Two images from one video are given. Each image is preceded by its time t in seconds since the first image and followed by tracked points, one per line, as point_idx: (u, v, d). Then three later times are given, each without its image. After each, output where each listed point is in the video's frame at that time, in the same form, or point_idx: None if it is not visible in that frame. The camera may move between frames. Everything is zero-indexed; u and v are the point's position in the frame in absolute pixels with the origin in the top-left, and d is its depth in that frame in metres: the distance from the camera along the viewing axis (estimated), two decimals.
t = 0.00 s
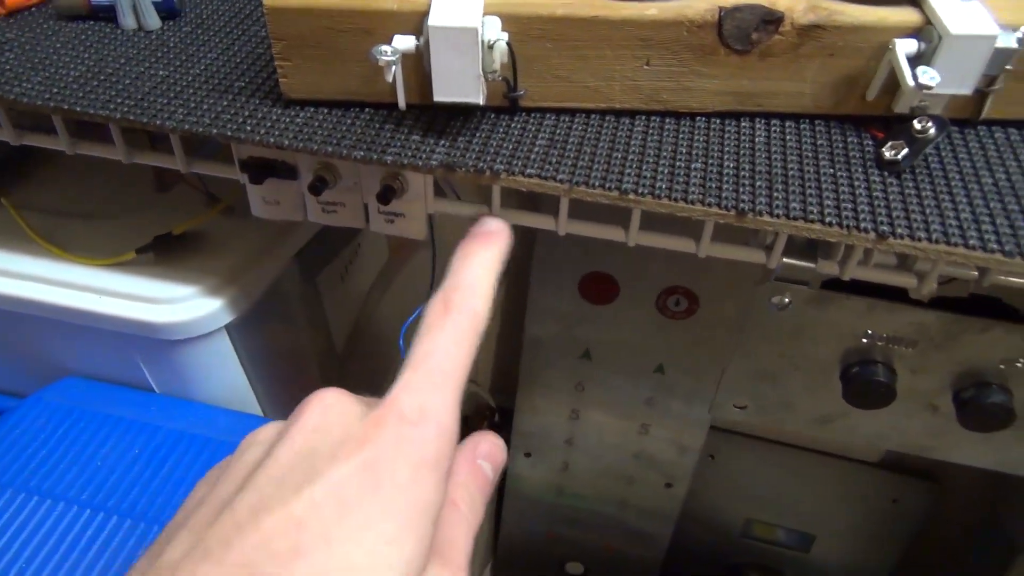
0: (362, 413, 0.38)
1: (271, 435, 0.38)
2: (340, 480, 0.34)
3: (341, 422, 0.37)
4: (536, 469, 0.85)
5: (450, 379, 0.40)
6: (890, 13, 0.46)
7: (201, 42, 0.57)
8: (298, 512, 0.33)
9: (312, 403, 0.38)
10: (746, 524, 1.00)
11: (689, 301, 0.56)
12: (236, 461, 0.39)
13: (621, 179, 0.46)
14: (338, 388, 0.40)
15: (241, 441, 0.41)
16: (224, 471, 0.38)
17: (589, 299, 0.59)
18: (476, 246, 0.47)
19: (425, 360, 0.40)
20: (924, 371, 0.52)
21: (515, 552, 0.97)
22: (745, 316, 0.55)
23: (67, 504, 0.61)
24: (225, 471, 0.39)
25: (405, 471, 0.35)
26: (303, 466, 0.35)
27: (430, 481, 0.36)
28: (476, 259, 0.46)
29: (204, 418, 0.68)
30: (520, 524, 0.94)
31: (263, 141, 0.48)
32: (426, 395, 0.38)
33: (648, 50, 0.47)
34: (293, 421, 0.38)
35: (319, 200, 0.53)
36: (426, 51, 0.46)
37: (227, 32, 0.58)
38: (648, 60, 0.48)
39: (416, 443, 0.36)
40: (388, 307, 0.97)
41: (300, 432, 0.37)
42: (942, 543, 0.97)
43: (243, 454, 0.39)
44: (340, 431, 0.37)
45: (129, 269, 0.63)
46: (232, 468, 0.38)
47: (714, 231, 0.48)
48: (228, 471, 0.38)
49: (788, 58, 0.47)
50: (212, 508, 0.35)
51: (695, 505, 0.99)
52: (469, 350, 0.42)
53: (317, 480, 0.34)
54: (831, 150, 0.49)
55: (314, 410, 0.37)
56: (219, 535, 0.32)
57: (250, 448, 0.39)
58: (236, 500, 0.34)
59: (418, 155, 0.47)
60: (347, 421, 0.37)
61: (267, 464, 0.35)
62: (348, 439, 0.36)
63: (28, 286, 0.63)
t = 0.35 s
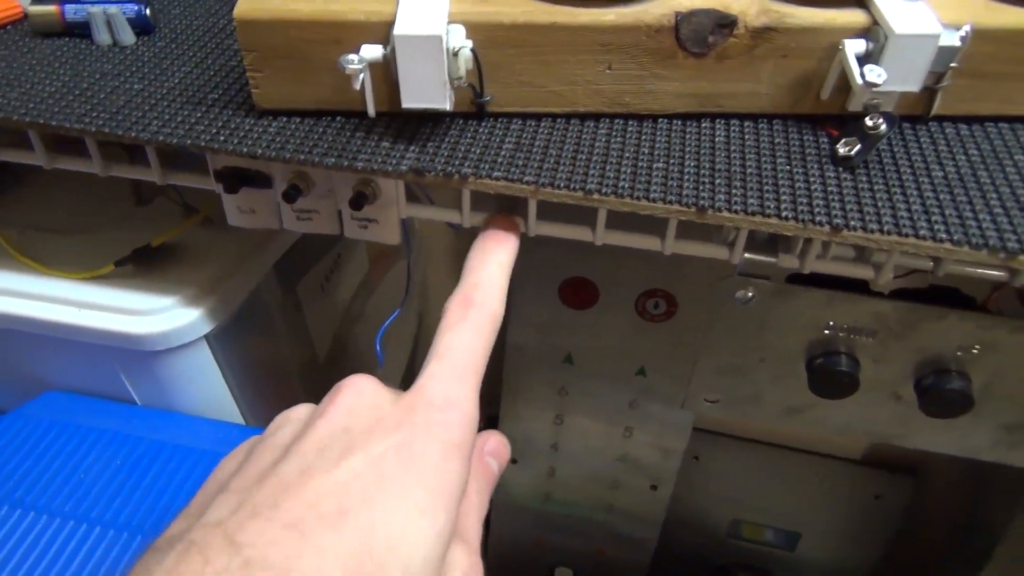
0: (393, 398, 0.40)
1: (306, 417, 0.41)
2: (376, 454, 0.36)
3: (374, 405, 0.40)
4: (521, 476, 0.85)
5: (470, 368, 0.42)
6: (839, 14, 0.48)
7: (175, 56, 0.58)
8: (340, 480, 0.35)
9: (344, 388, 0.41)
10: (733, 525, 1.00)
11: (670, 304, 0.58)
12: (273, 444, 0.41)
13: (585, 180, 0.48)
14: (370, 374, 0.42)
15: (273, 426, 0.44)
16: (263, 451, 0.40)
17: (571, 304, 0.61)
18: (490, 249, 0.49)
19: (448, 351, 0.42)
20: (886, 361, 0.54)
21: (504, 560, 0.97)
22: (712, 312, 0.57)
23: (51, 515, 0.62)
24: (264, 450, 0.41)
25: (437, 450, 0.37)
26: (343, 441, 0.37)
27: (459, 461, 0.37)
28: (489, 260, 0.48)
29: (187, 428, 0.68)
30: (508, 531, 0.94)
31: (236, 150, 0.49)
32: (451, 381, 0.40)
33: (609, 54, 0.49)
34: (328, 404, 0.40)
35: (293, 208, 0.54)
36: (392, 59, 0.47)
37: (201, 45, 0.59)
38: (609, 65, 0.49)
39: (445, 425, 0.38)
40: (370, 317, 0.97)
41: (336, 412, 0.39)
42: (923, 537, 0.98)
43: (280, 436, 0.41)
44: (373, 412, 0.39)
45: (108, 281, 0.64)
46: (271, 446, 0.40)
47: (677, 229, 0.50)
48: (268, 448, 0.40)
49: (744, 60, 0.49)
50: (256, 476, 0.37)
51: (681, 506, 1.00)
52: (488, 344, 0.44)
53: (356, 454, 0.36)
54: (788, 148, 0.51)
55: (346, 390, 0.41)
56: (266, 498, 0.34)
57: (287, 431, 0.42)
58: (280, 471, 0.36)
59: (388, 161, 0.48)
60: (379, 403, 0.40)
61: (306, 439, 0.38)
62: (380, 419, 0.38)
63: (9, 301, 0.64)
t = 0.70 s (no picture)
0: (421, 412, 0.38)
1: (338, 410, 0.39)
2: (388, 491, 0.34)
3: (398, 429, 0.37)
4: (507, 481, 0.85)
5: (502, 397, 0.38)
6: (801, 15, 0.48)
7: (142, 70, 0.58)
8: (354, 533, 0.33)
9: (374, 386, 0.39)
10: (723, 523, 1.00)
11: (650, 303, 0.63)
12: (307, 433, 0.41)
13: (554, 185, 0.47)
14: (408, 358, 0.40)
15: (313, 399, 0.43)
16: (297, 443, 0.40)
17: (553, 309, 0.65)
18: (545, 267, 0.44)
19: (477, 376, 0.38)
20: (860, 357, 0.54)
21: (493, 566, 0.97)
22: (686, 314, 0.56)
23: (26, 537, 0.61)
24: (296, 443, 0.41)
25: (452, 491, 0.35)
26: (359, 469, 0.35)
27: (475, 504, 0.35)
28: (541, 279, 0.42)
29: (164, 444, 0.68)
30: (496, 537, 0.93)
31: (203, 165, 0.48)
32: (477, 415, 0.37)
33: (574, 60, 0.49)
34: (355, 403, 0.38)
35: (263, 221, 0.54)
36: (357, 70, 0.47)
37: (168, 59, 0.59)
38: (575, 70, 0.49)
39: (467, 463, 0.36)
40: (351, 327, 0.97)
41: (424, 341, 0.41)
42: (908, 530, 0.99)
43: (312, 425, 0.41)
44: (397, 435, 0.36)
45: (80, 299, 0.64)
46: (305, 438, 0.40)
47: (648, 232, 0.50)
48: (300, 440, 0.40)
49: (709, 62, 0.49)
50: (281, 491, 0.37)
51: (669, 506, 1.00)
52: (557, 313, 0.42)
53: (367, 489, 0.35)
54: (756, 148, 0.51)
55: (429, 315, 0.42)
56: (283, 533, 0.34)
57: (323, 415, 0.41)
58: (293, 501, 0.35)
59: (356, 171, 0.48)
60: (403, 420, 0.37)
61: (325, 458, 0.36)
62: (398, 445, 0.36)
63: None
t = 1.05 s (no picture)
0: (483, 461, 0.44)
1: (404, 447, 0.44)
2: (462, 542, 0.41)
3: (468, 480, 0.43)
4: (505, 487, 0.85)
5: (556, 446, 0.44)
6: (794, 20, 0.48)
7: (131, 85, 0.57)
8: None
9: (433, 430, 0.43)
10: (721, 524, 1.00)
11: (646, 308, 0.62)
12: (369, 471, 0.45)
13: (550, 195, 0.47)
14: (464, 398, 0.44)
15: (366, 422, 0.47)
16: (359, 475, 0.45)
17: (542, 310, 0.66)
18: (613, 270, 0.48)
19: (536, 430, 0.44)
20: (858, 361, 0.54)
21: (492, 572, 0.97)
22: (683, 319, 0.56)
23: (23, 559, 0.61)
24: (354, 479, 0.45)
25: (512, 548, 0.42)
26: (435, 521, 0.41)
27: (531, 547, 0.43)
28: (594, 309, 0.46)
29: (160, 459, 0.67)
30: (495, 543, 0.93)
31: (195, 180, 0.48)
32: (534, 469, 0.43)
33: (568, 68, 0.49)
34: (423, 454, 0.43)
35: (258, 235, 0.53)
36: (350, 82, 0.47)
37: (157, 73, 0.59)
38: (569, 78, 0.49)
39: (521, 515, 0.43)
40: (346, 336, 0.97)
41: (415, 289, 0.50)
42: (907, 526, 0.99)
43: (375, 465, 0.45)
44: (467, 491, 0.42)
45: (73, 315, 0.63)
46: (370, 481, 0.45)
47: (645, 240, 0.50)
48: (363, 483, 0.44)
49: (702, 69, 0.49)
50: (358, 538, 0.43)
51: (667, 508, 1.00)
52: (511, 272, 0.49)
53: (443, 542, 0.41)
54: (751, 154, 0.51)
55: (413, 261, 0.50)
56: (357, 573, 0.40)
57: (385, 447, 0.45)
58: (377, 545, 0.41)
59: (351, 184, 0.48)
60: (469, 469, 0.43)
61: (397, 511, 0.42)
62: (467, 500, 0.42)
63: None
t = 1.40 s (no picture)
0: (462, 452, 0.43)
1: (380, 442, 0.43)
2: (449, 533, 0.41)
3: (449, 472, 0.42)
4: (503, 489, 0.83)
5: (535, 433, 0.44)
6: (794, 26, 0.48)
7: (122, 94, 0.56)
8: None
9: (409, 424, 0.42)
10: (718, 528, 1.00)
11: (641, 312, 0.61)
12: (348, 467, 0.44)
13: (549, 205, 0.47)
14: (441, 388, 0.43)
15: (347, 418, 0.46)
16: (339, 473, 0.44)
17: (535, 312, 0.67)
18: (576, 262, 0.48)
19: (515, 420, 0.44)
20: (860, 370, 0.53)
21: None
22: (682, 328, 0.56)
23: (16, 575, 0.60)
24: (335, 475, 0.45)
25: (497, 537, 0.42)
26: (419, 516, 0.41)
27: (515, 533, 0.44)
28: (567, 294, 0.46)
29: (154, 473, 0.66)
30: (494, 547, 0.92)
31: (188, 192, 0.47)
32: (516, 459, 0.44)
33: (566, 76, 0.48)
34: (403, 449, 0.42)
35: (252, 246, 0.53)
36: (345, 92, 0.46)
37: (148, 82, 0.58)
38: (567, 86, 0.49)
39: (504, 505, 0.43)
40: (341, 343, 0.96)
41: (399, 275, 0.48)
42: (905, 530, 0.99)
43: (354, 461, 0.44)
44: (449, 483, 0.42)
45: (65, 328, 0.62)
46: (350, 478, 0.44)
47: (645, 250, 0.49)
48: (345, 479, 0.44)
49: (701, 76, 0.49)
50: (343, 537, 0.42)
51: (666, 513, 0.99)
52: (475, 261, 0.47)
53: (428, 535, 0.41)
54: (751, 162, 0.50)
55: (395, 249, 0.49)
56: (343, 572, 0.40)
57: (364, 443, 0.44)
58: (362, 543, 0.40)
59: (346, 196, 0.47)
60: (449, 464, 0.43)
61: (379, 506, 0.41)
62: (450, 492, 0.42)
63: None
